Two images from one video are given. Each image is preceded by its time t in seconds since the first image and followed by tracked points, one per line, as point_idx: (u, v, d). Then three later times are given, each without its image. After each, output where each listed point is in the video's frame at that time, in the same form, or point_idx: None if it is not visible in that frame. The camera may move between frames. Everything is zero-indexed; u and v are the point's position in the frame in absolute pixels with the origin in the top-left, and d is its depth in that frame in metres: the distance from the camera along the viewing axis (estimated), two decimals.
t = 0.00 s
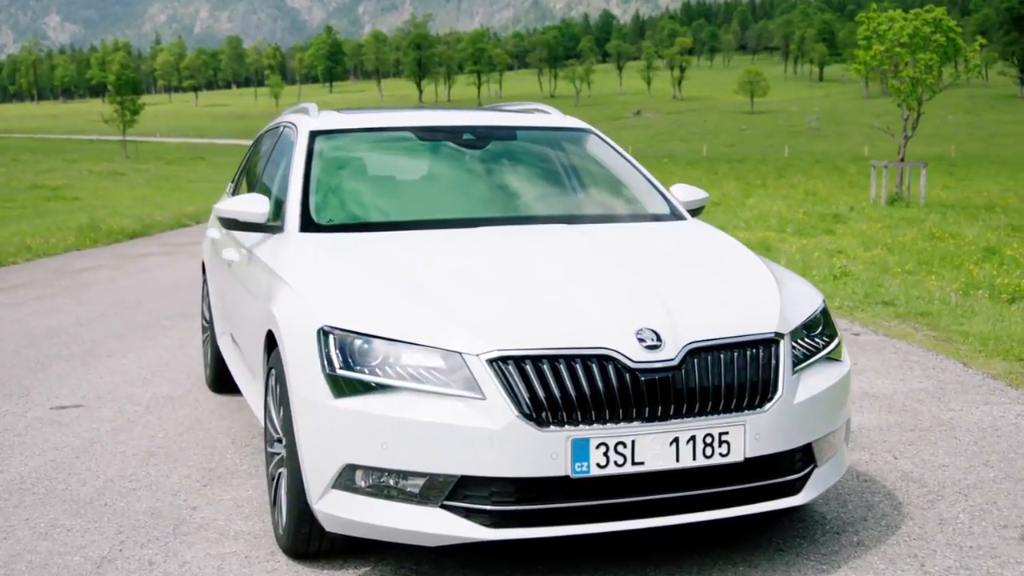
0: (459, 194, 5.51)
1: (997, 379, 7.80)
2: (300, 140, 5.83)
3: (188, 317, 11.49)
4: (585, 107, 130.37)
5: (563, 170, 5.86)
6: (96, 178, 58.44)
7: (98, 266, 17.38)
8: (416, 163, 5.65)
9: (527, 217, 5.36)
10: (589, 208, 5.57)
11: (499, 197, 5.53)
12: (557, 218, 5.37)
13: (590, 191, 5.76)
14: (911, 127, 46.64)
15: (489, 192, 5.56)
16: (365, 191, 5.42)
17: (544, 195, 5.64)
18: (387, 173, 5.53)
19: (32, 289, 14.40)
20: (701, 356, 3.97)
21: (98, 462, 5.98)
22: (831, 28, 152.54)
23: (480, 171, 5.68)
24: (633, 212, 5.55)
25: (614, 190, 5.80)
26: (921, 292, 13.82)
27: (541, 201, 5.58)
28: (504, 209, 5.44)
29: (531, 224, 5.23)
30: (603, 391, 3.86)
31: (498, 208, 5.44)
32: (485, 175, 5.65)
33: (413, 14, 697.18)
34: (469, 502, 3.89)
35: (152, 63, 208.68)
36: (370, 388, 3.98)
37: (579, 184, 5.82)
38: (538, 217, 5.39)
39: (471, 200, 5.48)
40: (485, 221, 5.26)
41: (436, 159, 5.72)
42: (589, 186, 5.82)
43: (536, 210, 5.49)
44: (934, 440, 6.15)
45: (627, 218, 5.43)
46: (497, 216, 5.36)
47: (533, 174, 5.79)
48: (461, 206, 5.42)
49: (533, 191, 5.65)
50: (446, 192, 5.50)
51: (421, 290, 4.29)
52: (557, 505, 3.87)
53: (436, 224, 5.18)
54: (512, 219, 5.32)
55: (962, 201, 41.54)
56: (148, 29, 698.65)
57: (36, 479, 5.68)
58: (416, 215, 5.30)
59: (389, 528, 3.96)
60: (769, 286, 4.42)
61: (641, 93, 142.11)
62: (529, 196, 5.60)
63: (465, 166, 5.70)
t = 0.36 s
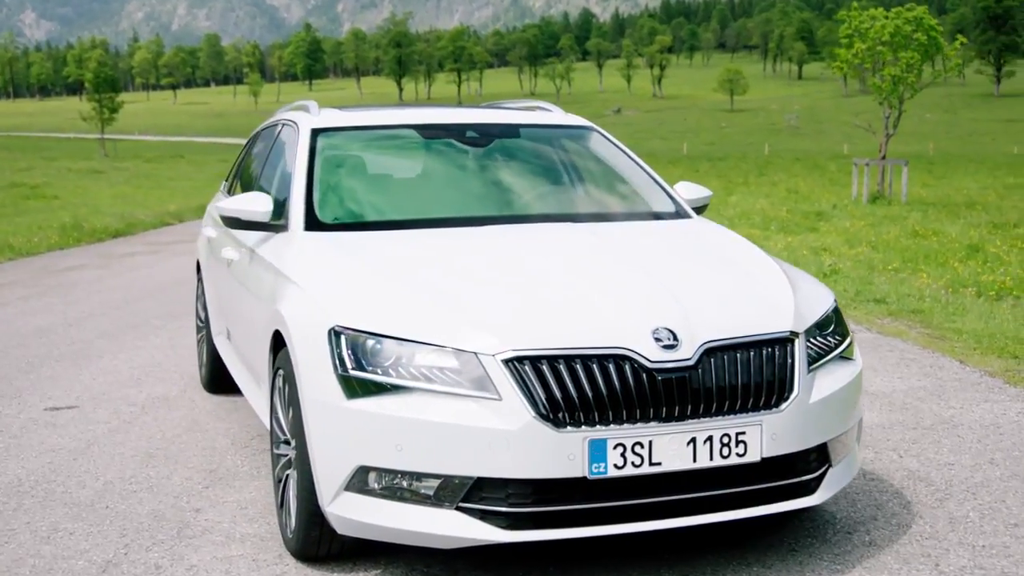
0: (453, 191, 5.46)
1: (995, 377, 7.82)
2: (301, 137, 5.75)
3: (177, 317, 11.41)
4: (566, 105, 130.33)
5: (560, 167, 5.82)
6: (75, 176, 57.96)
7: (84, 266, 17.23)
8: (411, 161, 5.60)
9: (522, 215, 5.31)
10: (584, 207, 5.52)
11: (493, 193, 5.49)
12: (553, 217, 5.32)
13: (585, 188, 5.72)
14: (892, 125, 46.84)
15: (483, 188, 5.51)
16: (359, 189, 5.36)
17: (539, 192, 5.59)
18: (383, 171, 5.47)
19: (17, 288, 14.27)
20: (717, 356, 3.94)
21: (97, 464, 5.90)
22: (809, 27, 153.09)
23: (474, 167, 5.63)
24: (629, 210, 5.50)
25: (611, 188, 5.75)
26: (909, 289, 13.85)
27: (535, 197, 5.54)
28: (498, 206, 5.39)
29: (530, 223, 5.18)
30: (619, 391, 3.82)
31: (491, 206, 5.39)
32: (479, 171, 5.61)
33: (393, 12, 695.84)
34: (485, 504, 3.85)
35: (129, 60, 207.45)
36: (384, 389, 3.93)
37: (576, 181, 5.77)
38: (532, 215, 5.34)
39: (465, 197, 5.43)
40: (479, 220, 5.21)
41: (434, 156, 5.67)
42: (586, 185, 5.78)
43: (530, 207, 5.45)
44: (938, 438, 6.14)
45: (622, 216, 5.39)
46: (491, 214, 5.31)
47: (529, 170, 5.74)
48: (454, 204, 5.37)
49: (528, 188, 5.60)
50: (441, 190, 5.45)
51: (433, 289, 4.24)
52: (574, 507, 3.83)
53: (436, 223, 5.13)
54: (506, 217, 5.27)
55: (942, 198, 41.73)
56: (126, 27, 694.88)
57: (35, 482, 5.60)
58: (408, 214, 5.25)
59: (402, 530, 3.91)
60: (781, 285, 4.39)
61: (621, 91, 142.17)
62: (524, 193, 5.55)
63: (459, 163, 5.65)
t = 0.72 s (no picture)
0: (446, 187, 5.41)
1: (991, 372, 7.87)
2: (303, 135, 5.68)
3: (166, 315, 11.32)
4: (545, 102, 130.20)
5: (555, 163, 5.77)
6: (53, 173, 57.45)
7: (67, 264, 17.06)
8: (409, 157, 5.55)
9: (522, 212, 5.27)
10: (577, 204, 5.48)
11: (486, 188, 5.44)
12: (547, 215, 5.28)
13: (579, 185, 5.67)
14: (872, 123, 47.00)
15: (477, 183, 5.47)
16: (355, 184, 5.31)
17: (538, 189, 5.55)
18: (380, 166, 5.42)
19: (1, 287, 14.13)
20: (732, 354, 3.92)
21: (95, 465, 5.83)
22: (787, 25, 153.59)
23: (468, 163, 5.59)
24: (622, 208, 5.46)
25: (607, 185, 5.70)
26: (897, 285, 13.91)
27: (529, 194, 5.49)
28: (490, 202, 5.34)
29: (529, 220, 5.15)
30: (634, 388, 3.79)
31: (482, 202, 5.34)
32: (473, 166, 5.56)
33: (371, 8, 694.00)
34: (500, 504, 3.81)
35: (105, 57, 205.88)
36: (397, 389, 3.88)
37: (571, 177, 5.73)
38: (524, 211, 5.30)
39: (458, 194, 5.38)
40: (481, 217, 5.16)
41: (430, 152, 5.62)
42: (582, 181, 5.74)
43: (523, 202, 5.40)
44: (939, 434, 6.16)
45: (616, 214, 5.34)
46: (483, 210, 5.27)
47: (524, 165, 5.69)
48: (447, 200, 5.32)
49: (521, 182, 5.55)
50: (434, 187, 5.40)
51: (444, 286, 4.20)
52: (589, 507, 3.80)
53: (436, 220, 5.09)
54: (497, 214, 5.23)
55: (922, 195, 41.89)
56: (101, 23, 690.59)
57: (33, 483, 5.53)
58: (406, 211, 5.19)
59: (416, 530, 3.87)
60: (794, 282, 4.36)
61: (600, 87, 142.09)
62: (517, 188, 5.50)
63: (453, 158, 5.61)
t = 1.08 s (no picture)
0: (436, 182, 5.36)
1: (986, 367, 7.91)
2: (303, 131, 5.64)
3: (154, 313, 11.22)
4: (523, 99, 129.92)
5: (549, 157, 5.72)
6: (27, 171, 56.87)
7: (49, 262, 16.90)
8: (409, 154, 5.50)
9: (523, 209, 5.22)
10: (570, 201, 5.42)
11: (478, 182, 5.39)
12: (539, 211, 5.22)
13: (573, 181, 5.61)
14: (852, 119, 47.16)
15: (469, 178, 5.41)
16: (351, 180, 5.28)
17: (538, 185, 5.51)
18: (380, 164, 5.38)
19: None
20: (748, 351, 3.90)
21: (93, 466, 5.76)
22: (764, 22, 153.92)
23: (460, 156, 5.53)
24: (616, 205, 5.40)
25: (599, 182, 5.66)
26: (885, 281, 13.94)
27: (521, 188, 5.44)
28: (482, 197, 5.29)
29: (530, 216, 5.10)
30: (651, 386, 3.77)
31: (474, 197, 5.29)
32: (465, 160, 5.50)
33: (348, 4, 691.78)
34: (517, 504, 3.78)
35: (79, 53, 204.08)
36: (411, 387, 3.85)
37: (565, 173, 5.68)
38: (516, 207, 5.24)
39: (449, 189, 5.32)
40: (485, 213, 5.12)
41: (423, 147, 5.56)
42: (576, 177, 5.69)
43: (515, 197, 5.35)
44: (940, 430, 6.18)
45: (610, 211, 5.29)
46: (474, 206, 5.21)
47: (517, 159, 5.63)
48: (437, 195, 5.27)
49: (513, 176, 5.50)
50: (426, 182, 5.35)
51: (454, 284, 4.16)
52: (606, 506, 3.78)
53: (437, 217, 5.04)
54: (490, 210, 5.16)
55: (901, 191, 42.06)
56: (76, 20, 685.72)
57: (31, 484, 5.46)
58: (406, 209, 5.15)
59: (431, 530, 3.83)
60: (805, 279, 4.34)
61: (578, 83, 141.95)
62: (510, 183, 5.44)
63: (444, 152, 5.55)
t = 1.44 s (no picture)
0: (428, 177, 5.31)
1: (980, 363, 7.95)
2: (306, 127, 5.59)
3: (142, 311, 11.13)
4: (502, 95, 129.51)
5: (543, 151, 5.68)
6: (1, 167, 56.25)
7: (30, 260, 16.71)
8: (407, 150, 5.46)
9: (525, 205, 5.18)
10: (562, 196, 5.39)
11: (471, 177, 5.35)
12: (532, 207, 5.19)
13: (565, 175, 5.58)
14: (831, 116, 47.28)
15: (461, 173, 5.37)
16: (350, 175, 5.23)
17: (540, 182, 5.46)
18: (381, 160, 5.34)
19: None
20: (762, 347, 3.88)
21: (93, 466, 5.70)
22: (741, 19, 154.04)
23: (461, 152, 5.49)
24: (607, 201, 5.38)
25: (591, 177, 5.63)
26: (873, 278, 13.96)
27: (519, 185, 5.40)
28: (474, 193, 5.25)
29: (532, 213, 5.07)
30: (667, 383, 3.75)
31: (466, 192, 5.25)
32: (459, 156, 5.46)
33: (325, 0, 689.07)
34: (533, 502, 3.76)
35: (52, 49, 202.12)
36: (424, 386, 3.82)
37: (557, 167, 5.64)
38: (508, 203, 5.20)
39: (441, 184, 5.28)
40: (490, 211, 5.07)
41: (416, 142, 5.52)
42: (571, 172, 5.65)
43: (513, 193, 5.31)
44: (941, 425, 6.20)
45: (605, 207, 5.26)
46: (465, 201, 5.16)
47: (520, 156, 5.59)
48: (429, 191, 5.23)
49: (506, 170, 5.46)
50: (419, 177, 5.31)
51: (466, 280, 4.13)
52: (625, 504, 3.76)
53: (439, 214, 5.01)
54: (482, 206, 5.13)
55: (879, 187, 42.22)
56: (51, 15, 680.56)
57: (29, 485, 5.39)
58: (407, 205, 5.10)
59: (445, 529, 3.80)
60: (816, 276, 4.33)
61: (556, 80, 141.63)
62: (502, 178, 5.41)
63: (436, 146, 5.51)
